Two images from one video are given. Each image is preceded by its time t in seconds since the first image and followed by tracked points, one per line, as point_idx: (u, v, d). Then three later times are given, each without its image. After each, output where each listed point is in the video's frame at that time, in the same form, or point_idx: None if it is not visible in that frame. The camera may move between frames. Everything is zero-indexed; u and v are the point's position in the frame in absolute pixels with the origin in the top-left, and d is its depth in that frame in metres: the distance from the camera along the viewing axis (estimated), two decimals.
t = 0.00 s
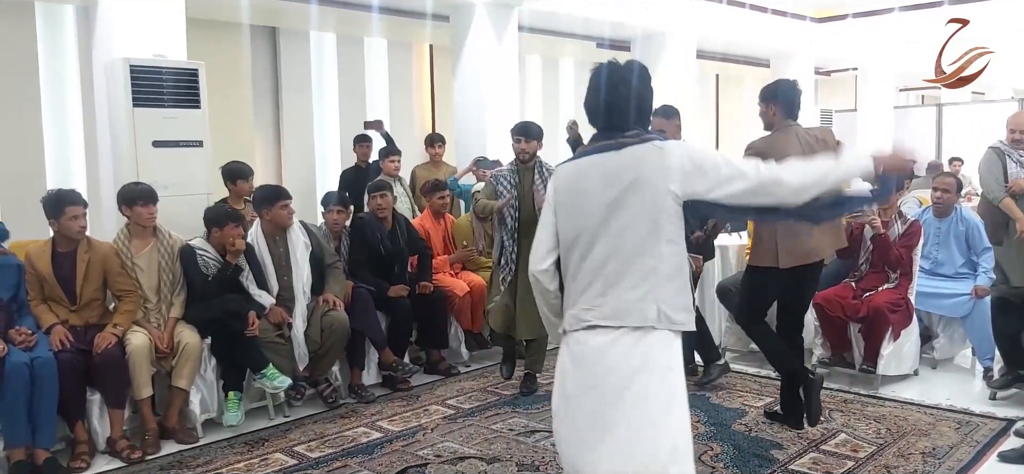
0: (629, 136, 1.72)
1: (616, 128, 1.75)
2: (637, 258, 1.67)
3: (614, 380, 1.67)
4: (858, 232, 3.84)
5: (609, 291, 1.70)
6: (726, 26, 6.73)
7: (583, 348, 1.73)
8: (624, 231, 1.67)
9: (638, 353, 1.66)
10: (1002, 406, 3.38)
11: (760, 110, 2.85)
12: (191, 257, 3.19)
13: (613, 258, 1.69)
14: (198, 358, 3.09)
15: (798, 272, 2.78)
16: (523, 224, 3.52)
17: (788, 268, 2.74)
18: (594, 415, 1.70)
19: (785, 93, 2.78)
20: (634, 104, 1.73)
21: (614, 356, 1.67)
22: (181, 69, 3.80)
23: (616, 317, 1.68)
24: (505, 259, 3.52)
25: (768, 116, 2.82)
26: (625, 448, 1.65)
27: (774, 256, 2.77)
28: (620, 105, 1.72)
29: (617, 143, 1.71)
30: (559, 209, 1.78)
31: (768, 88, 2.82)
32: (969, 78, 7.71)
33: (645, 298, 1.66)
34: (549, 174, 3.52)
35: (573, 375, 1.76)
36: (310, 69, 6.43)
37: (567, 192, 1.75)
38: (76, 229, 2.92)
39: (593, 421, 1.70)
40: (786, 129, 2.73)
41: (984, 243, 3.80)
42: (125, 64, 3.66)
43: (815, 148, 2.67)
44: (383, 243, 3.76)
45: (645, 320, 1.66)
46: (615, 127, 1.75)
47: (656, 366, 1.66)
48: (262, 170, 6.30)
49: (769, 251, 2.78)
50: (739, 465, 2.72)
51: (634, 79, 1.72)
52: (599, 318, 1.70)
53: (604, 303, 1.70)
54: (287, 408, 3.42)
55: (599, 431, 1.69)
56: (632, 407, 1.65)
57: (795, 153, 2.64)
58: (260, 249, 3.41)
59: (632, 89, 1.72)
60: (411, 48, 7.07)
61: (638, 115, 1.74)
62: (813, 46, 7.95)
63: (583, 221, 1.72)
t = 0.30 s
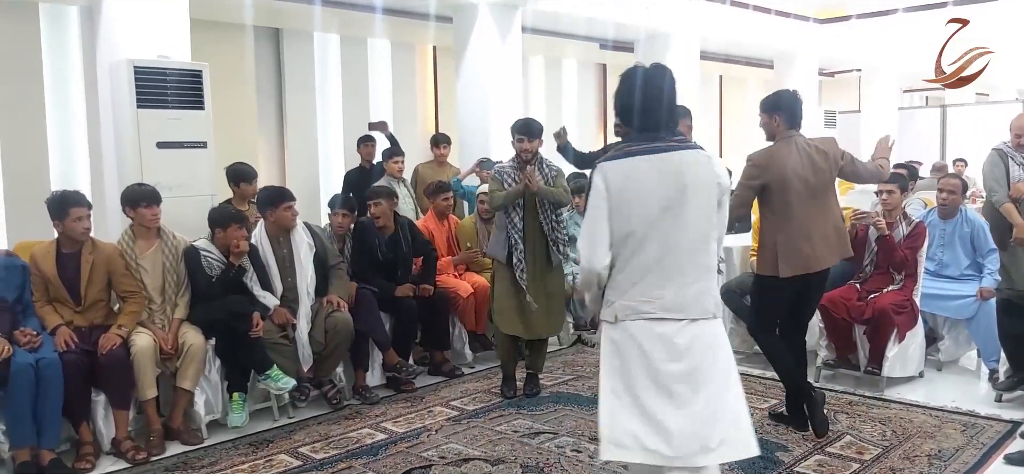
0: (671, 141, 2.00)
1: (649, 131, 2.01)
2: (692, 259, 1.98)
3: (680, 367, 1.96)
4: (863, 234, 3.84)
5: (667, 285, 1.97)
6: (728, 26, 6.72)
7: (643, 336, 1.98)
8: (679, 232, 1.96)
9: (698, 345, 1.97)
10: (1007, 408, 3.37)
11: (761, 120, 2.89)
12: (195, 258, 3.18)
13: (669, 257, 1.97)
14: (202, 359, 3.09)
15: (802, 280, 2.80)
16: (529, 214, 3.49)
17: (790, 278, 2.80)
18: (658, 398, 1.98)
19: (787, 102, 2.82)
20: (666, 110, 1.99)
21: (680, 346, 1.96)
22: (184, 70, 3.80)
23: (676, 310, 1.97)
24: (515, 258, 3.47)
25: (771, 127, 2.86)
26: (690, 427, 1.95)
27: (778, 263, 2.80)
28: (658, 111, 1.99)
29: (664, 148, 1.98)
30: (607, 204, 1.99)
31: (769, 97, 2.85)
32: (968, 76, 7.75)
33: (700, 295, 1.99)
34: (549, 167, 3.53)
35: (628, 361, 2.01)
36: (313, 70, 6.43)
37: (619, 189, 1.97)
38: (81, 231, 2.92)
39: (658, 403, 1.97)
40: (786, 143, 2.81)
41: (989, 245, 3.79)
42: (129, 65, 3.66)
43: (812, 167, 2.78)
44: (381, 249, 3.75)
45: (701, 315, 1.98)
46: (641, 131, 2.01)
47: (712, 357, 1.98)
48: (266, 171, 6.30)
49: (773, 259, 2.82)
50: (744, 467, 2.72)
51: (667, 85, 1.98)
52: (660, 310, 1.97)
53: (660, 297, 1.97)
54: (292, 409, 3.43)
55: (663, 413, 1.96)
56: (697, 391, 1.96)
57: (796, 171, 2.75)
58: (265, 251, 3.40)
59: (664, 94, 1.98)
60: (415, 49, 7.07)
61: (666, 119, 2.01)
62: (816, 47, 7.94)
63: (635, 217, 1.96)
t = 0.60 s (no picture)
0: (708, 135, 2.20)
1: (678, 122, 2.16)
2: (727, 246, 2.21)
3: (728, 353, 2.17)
4: (869, 238, 3.84)
5: (711, 278, 2.14)
6: (733, 31, 6.72)
7: (704, 325, 2.13)
8: (719, 218, 2.17)
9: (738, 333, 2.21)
10: (1014, 413, 3.35)
11: (757, 122, 2.89)
12: (201, 261, 3.19)
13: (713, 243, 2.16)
14: (207, 362, 3.09)
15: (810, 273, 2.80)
16: (532, 231, 3.49)
17: (796, 276, 2.79)
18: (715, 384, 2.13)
19: (790, 108, 2.81)
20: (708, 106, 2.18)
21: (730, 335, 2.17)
22: (191, 75, 3.81)
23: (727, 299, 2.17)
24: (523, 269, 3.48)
25: (769, 129, 2.87)
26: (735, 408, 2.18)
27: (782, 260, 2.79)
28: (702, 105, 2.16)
29: (705, 142, 2.17)
30: (661, 188, 2.11)
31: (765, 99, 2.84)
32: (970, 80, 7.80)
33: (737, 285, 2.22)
34: (554, 181, 3.52)
35: (689, 347, 2.12)
36: (319, 74, 6.45)
37: (674, 175, 2.11)
38: (87, 233, 2.93)
39: (718, 389, 2.13)
40: (786, 142, 2.81)
41: (996, 249, 3.79)
42: (136, 69, 3.67)
43: (814, 163, 2.77)
44: (381, 255, 3.73)
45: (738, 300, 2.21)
46: (684, 121, 2.16)
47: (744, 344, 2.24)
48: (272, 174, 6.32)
49: (777, 256, 2.81)
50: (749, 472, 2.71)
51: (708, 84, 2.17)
52: (714, 298, 2.13)
53: (711, 281, 2.14)
54: (297, 412, 3.43)
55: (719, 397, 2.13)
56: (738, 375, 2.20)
57: (796, 172, 2.75)
58: (269, 254, 3.41)
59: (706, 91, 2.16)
60: (421, 53, 7.09)
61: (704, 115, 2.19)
62: (821, 52, 7.93)
63: (686, 202, 2.12)
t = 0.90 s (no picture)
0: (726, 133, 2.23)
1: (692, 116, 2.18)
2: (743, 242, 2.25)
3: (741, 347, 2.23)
4: (869, 237, 3.84)
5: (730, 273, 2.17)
6: (733, 29, 6.72)
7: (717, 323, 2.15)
8: (739, 215, 2.21)
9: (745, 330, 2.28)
10: (1014, 411, 3.35)
11: (751, 133, 2.89)
12: (201, 259, 3.19)
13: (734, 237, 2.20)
14: (207, 360, 3.09)
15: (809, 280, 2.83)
16: (523, 226, 3.54)
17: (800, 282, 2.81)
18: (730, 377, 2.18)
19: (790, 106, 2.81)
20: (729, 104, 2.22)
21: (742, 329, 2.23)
22: (191, 73, 3.81)
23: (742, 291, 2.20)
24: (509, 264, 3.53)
25: (763, 137, 2.86)
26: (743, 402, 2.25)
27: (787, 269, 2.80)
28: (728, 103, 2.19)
29: (725, 139, 2.21)
30: (691, 182, 2.12)
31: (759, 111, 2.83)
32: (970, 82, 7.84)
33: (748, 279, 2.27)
34: (548, 179, 3.56)
35: (711, 341, 2.14)
36: (319, 72, 6.44)
37: (704, 170, 2.12)
38: (87, 231, 2.93)
39: (730, 382, 2.19)
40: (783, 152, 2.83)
41: (997, 247, 3.76)
42: (137, 67, 3.67)
43: (813, 171, 2.81)
44: (381, 255, 3.73)
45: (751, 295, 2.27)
46: (705, 116, 2.19)
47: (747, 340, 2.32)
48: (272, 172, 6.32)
49: (781, 265, 2.81)
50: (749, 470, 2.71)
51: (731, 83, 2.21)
52: (734, 293, 2.17)
53: (734, 276, 2.17)
54: (297, 410, 3.43)
55: (732, 392, 2.19)
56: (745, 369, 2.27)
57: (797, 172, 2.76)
58: (269, 252, 3.42)
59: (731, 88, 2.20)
60: (421, 51, 7.08)
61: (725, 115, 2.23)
62: (822, 50, 7.93)
63: (715, 197, 2.14)
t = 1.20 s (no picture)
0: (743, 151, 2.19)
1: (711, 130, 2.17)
2: (754, 262, 2.16)
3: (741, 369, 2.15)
4: (869, 239, 3.84)
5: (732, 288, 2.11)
6: (734, 29, 6.72)
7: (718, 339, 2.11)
8: (750, 231, 2.15)
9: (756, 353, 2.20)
10: (1012, 413, 3.35)
11: (752, 121, 2.86)
12: (200, 258, 3.19)
13: (739, 256, 2.13)
14: (206, 359, 3.09)
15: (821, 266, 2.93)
16: (506, 228, 3.74)
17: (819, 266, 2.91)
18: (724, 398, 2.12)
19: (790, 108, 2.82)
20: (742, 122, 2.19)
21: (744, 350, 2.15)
22: (191, 73, 3.81)
23: (745, 311, 2.13)
24: (489, 265, 3.75)
25: (764, 125, 2.86)
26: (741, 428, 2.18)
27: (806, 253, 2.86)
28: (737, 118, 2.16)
29: (738, 154, 2.16)
30: (681, 195, 2.09)
31: (762, 102, 2.81)
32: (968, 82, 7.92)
33: (760, 300, 2.18)
34: (537, 186, 3.72)
35: (702, 357, 2.11)
36: (319, 71, 6.44)
37: (694, 184, 2.08)
38: (87, 230, 2.94)
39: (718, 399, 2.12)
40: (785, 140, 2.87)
41: (995, 249, 3.77)
42: (136, 66, 3.67)
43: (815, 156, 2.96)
44: (385, 257, 3.72)
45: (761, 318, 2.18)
46: (711, 133, 2.18)
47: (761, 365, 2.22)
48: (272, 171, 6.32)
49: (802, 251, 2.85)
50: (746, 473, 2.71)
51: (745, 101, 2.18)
52: (732, 312, 2.11)
53: (733, 296, 2.11)
54: (296, 410, 3.43)
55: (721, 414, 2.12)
56: (751, 393, 2.19)
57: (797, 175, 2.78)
58: (269, 251, 3.41)
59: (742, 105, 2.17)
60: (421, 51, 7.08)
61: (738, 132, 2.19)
62: (823, 51, 7.93)
63: (710, 209, 2.09)
